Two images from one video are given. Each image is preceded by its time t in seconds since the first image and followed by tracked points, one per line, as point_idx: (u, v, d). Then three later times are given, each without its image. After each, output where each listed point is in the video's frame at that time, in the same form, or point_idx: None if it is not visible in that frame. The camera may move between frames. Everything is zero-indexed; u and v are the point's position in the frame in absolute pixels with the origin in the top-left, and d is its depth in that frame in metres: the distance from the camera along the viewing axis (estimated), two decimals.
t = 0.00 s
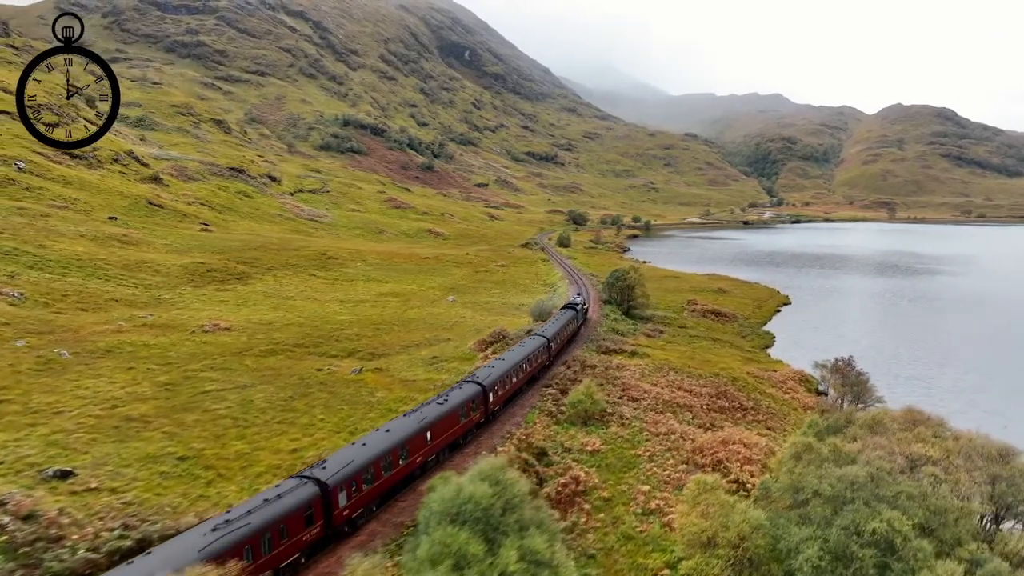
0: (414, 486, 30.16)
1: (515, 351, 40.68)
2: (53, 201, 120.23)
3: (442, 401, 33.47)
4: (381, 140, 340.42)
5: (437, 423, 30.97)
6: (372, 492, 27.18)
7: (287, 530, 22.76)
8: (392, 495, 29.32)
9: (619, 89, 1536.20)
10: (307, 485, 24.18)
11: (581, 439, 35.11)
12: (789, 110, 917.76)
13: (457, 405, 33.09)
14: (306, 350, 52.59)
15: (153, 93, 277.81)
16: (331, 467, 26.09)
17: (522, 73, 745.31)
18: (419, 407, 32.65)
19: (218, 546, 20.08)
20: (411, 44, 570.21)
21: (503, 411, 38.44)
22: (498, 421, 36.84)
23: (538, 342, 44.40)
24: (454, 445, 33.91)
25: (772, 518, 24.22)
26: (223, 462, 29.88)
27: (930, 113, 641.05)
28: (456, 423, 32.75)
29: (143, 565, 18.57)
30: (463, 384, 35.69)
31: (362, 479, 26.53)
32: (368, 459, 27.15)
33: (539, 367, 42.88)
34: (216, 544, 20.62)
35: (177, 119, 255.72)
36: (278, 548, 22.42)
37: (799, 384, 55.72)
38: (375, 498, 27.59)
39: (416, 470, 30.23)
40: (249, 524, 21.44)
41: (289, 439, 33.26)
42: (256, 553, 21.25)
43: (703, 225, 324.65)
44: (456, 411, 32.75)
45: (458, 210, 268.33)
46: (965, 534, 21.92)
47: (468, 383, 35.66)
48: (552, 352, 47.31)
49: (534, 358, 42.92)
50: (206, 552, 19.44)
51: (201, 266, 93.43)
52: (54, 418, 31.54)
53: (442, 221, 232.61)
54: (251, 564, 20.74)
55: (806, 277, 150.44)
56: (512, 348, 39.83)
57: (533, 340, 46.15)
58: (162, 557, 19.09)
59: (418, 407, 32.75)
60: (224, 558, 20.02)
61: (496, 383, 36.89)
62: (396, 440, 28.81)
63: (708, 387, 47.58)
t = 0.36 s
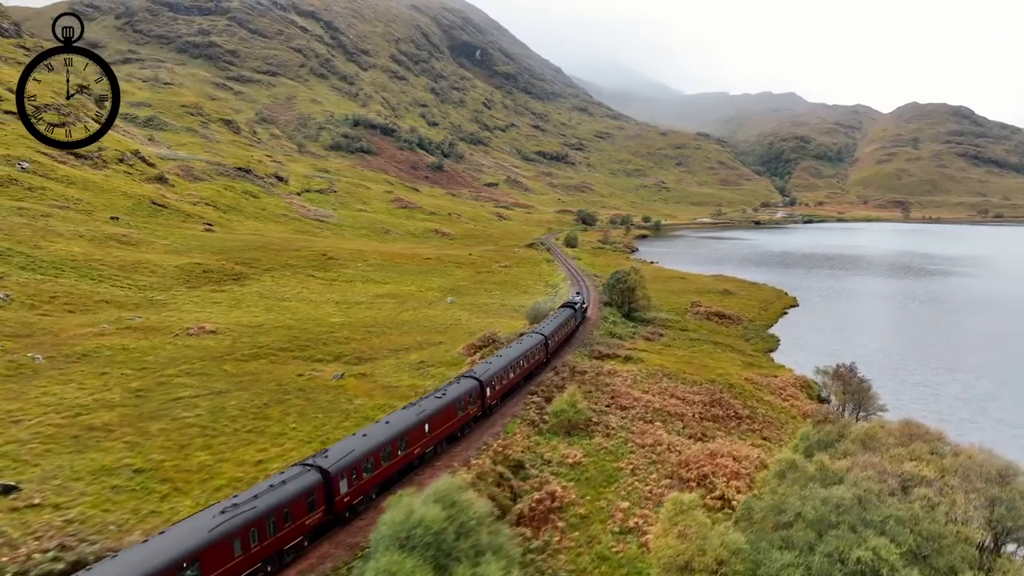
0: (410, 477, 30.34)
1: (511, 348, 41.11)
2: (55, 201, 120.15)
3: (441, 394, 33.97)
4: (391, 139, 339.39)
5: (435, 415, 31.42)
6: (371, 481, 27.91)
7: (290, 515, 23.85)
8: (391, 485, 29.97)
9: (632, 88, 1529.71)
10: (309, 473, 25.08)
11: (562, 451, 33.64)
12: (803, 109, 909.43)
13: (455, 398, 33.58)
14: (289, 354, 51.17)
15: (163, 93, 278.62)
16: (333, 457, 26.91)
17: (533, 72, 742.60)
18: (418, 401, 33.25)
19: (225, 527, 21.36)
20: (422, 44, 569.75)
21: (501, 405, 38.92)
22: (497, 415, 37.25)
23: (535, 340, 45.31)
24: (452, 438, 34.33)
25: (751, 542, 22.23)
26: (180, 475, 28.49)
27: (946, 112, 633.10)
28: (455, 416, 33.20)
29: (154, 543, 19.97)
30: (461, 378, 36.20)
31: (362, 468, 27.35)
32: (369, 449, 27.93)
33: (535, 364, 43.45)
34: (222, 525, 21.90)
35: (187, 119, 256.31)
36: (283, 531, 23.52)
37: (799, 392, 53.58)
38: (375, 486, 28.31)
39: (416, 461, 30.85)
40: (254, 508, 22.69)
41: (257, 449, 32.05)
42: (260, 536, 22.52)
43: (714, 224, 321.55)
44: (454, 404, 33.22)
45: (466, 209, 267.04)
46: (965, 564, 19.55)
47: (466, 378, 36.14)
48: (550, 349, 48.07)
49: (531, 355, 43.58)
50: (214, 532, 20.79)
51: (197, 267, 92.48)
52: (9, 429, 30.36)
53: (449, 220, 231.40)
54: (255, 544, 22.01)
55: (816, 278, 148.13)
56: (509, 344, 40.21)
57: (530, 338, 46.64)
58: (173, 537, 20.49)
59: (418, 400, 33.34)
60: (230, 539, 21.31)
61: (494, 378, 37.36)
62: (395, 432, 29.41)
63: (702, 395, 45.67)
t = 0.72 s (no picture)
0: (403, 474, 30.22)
1: (507, 347, 41.53)
2: (56, 201, 119.86)
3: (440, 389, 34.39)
4: (399, 139, 338.63)
5: (434, 409, 31.78)
6: (371, 471, 28.26)
7: (294, 502, 24.74)
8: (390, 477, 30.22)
9: (643, 88, 1522.88)
10: (311, 464, 25.68)
11: (542, 462, 32.22)
12: (815, 108, 901.89)
13: (454, 393, 33.94)
14: (272, 359, 49.93)
15: (172, 93, 279.11)
16: (334, 447, 27.40)
17: (543, 72, 740.23)
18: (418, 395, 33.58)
19: (232, 512, 22.24)
20: (432, 44, 568.92)
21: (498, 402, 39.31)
22: (495, 410, 37.58)
23: (533, 338, 46.15)
24: (449, 432, 34.60)
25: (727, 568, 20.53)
26: (136, 489, 27.25)
27: (960, 111, 625.81)
28: (453, 410, 33.68)
29: (166, 526, 20.94)
30: (459, 374, 36.54)
31: (363, 458, 27.79)
32: (369, 440, 28.35)
33: (531, 363, 44.09)
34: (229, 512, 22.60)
35: (195, 119, 256.55)
36: (286, 517, 24.35)
37: (799, 398, 52.05)
38: (375, 476, 28.68)
39: (415, 452, 31.19)
40: (260, 494, 23.53)
41: (222, 460, 30.84)
42: (266, 521, 23.40)
43: (723, 224, 318.73)
44: (452, 399, 33.61)
45: (473, 209, 265.74)
46: None
47: (464, 374, 36.55)
48: (547, 346, 48.97)
49: (528, 353, 44.41)
50: (223, 517, 21.72)
51: (194, 267, 91.56)
52: None
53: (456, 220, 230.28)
54: (261, 528, 22.92)
55: (826, 279, 145.96)
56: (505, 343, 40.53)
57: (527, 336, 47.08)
58: (183, 520, 21.43)
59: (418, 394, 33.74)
60: (237, 523, 22.18)
61: (492, 374, 37.83)
62: (395, 424, 29.82)
63: (694, 403, 44.08)
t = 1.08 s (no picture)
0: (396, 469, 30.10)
1: (504, 345, 42.21)
2: (57, 201, 119.56)
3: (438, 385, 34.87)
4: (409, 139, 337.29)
5: (433, 403, 32.23)
6: (372, 462, 28.58)
7: (298, 489, 25.12)
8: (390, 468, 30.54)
9: (656, 87, 1515.23)
10: (314, 453, 26.12)
11: (517, 476, 30.75)
12: (829, 107, 892.41)
13: (452, 388, 34.46)
14: (253, 363, 48.64)
15: (182, 93, 279.48)
16: (337, 438, 27.80)
17: (555, 71, 737.05)
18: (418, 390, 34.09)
19: (238, 498, 22.91)
20: (443, 44, 567.63)
21: (494, 398, 40.01)
22: (491, 405, 38.18)
23: (531, 336, 46.87)
24: (448, 425, 34.99)
25: None
26: (86, 504, 25.96)
27: (977, 109, 616.37)
28: (452, 404, 34.23)
29: (174, 511, 21.75)
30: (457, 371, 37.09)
31: (364, 449, 28.15)
32: (369, 431, 28.70)
33: (528, 360, 44.83)
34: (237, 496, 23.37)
35: (203, 119, 256.82)
36: (291, 503, 24.83)
37: (798, 405, 50.30)
38: (376, 467, 29.03)
39: (415, 445, 31.68)
40: (265, 481, 24.13)
41: (182, 472, 29.51)
42: (271, 506, 23.93)
43: (735, 225, 315.21)
44: (451, 394, 34.11)
45: (481, 209, 263.82)
46: None
47: (462, 370, 37.05)
48: (545, 345, 49.81)
49: (525, 351, 45.02)
50: (229, 503, 22.46)
51: (190, 268, 90.67)
52: None
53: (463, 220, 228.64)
54: (266, 513, 23.54)
55: (836, 280, 143.39)
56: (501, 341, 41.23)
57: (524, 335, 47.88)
58: (190, 505, 22.20)
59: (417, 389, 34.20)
60: (242, 509, 22.86)
61: (489, 371, 38.51)
62: (395, 417, 30.22)
63: (686, 411, 42.31)
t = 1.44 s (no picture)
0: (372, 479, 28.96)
1: (504, 342, 42.91)
2: (59, 201, 119.38)
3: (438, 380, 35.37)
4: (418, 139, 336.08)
5: (434, 397, 32.70)
6: (373, 454, 28.99)
7: (303, 478, 25.44)
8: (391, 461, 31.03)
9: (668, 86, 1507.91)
10: (317, 444, 26.45)
11: (492, 490, 29.29)
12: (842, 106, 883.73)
13: (452, 383, 35.02)
14: (234, 368, 47.35)
15: (191, 93, 279.86)
16: (339, 431, 28.17)
17: (566, 71, 733.89)
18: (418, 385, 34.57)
19: (245, 485, 23.25)
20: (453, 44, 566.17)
21: (493, 393, 40.71)
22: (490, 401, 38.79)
23: (531, 333, 47.65)
24: (447, 421, 35.46)
25: None
26: (33, 521, 24.77)
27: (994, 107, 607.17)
28: (452, 399, 34.78)
29: (186, 496, 22.32)
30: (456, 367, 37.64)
31: (366, 441, 28.54)
32: (371, 425, 29.10)
33: (528, 357, 45.59)
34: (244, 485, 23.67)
35: (212, 119, 256.98)
36: (296, 492, 25.14)
37: (798, 413, 48.51)
38: (377, 459, 29.42)
39: (415, 438, 32.14)
40: (271, 471, 24.40)
41: (141, 485, 28.17)
42: (276, 495, 24.21)
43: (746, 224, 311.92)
44: (451, 389, 34.64)
45: (489, 209, 262.08)
46: None
47: (461, 367, 37.63)
48: (544, 343, 50.66)
49: (525, 347, 45.72)
50: (237, 490, 22.84)
51: (186, 268, 89.74)
52: None
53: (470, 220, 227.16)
54: (273, 501, 23.84)
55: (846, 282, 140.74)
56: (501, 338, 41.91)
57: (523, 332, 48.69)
58: (200, 493, 22.64)
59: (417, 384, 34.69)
60: (250, 496, 23.21)
61: (488, 367, 39.23)
62: (396, 411, 30.66)
63: (676, 420, 40.68)
